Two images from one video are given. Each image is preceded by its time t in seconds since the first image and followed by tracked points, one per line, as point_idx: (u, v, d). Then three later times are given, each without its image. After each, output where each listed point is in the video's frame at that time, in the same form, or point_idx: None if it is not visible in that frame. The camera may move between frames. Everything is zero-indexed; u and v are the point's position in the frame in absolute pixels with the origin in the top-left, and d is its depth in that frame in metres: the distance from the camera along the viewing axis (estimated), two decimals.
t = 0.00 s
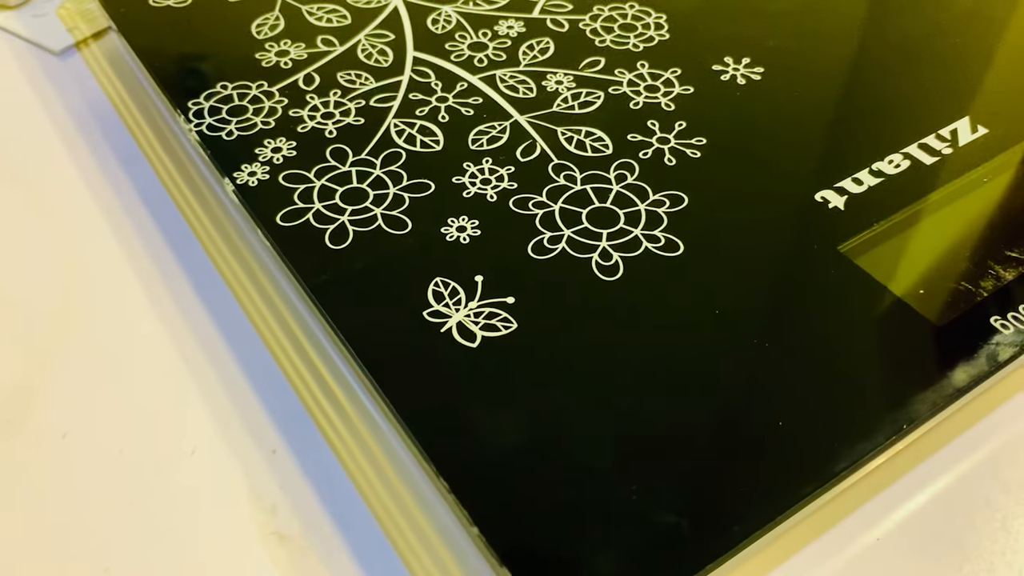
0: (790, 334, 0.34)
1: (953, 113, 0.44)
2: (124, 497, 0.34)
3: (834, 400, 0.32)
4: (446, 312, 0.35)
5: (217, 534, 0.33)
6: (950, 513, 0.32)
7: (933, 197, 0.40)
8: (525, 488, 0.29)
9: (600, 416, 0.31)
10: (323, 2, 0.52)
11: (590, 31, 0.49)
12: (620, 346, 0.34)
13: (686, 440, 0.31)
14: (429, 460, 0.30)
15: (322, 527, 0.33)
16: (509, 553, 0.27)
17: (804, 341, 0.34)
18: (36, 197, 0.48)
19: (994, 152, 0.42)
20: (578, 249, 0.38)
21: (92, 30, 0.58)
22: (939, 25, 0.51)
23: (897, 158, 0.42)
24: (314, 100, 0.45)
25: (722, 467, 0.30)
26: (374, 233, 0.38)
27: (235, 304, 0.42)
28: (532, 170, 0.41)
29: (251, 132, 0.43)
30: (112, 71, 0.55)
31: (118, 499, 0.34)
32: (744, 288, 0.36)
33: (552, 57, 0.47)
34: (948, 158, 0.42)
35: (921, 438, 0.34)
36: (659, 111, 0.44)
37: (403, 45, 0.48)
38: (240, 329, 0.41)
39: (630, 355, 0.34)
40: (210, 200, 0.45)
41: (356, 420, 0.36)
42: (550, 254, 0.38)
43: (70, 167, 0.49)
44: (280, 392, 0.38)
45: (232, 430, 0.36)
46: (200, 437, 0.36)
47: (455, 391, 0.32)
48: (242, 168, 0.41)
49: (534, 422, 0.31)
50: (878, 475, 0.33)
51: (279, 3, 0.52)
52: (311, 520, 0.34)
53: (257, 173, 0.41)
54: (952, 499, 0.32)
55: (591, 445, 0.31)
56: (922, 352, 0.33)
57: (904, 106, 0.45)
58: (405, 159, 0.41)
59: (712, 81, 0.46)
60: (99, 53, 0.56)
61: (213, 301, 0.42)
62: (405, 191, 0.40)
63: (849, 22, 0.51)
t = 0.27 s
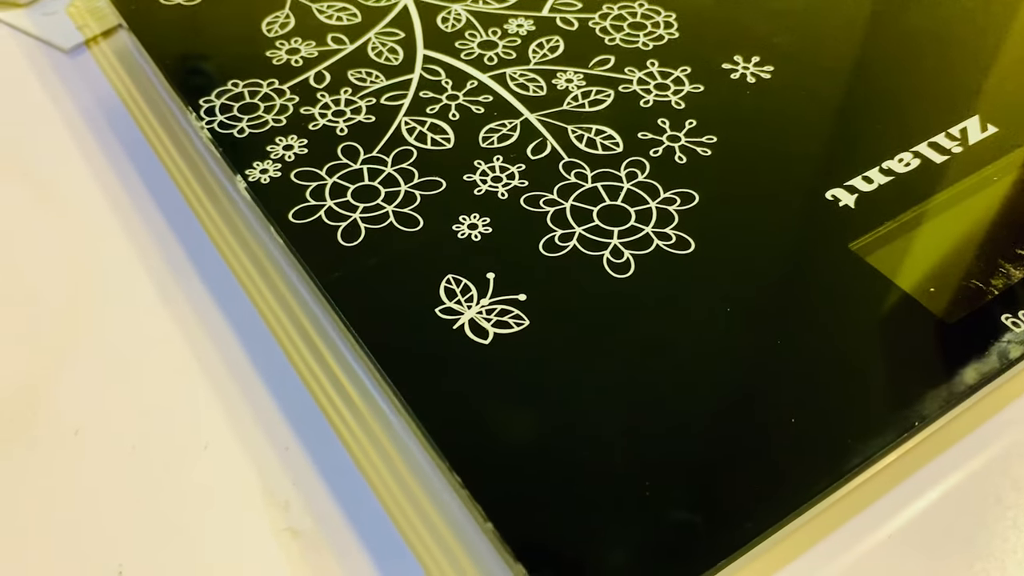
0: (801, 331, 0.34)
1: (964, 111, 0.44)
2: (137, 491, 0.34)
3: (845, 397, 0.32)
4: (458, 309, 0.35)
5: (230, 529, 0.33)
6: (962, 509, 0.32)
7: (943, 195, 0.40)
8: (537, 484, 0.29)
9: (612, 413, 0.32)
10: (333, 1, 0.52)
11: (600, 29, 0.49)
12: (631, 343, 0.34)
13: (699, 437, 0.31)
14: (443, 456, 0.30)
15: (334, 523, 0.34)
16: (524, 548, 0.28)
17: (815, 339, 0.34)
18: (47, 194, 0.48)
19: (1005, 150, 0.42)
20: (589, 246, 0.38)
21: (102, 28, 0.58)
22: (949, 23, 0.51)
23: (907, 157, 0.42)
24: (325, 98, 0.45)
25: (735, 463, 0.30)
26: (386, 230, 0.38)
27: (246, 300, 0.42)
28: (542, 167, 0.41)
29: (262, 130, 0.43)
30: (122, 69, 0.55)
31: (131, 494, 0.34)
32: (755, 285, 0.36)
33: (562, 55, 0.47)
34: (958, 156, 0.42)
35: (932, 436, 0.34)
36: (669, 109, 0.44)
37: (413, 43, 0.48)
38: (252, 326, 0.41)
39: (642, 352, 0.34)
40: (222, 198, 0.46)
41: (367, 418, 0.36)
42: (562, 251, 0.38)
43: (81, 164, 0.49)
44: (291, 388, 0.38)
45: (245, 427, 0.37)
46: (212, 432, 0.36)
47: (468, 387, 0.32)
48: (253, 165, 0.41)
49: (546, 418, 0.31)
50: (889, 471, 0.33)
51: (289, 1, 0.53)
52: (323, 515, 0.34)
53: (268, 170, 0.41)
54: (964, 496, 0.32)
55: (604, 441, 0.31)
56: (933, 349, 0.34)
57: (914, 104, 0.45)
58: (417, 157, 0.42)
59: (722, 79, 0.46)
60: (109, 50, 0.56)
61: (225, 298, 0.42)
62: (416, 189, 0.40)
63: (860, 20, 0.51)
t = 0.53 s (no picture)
0: (812, 329, 0.34)
1: (974, 109, 0.44)
2: (149, 487, 0.34)
3: (857, 394, 0.32)
4: (470, 306, 0.35)
5: (242, 524, 0.33)
6: (973, 506, 0.32)
7: (954, 193, 0.40)
8: (550, 480, 0.29)
9: (624, 409, 0.32)
10: None
11: (609, 28, 0.49)
12: (642, 340, 0.34)
13: (711, 433, 0.31)
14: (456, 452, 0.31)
15: (346, 518, 0.34)
16: (539, 544, 0.28)
17: (826, 336, 0.34)
18: (57, 192, 0.48)
19: (1015, 148, 0.42)
20: (600, 244, 0.38)
21: (112, 26, 0.58)
22: (959, 21, 0.51)
23: (917, 155, 0.42)
24: (335, 96, 0.45)
25: (747, 460, 0.30)
26: (397, 227, 0.38)
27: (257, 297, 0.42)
28: (553, 165, 0.41)
29: (273, 128, 0.43)
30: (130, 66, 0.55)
31: (143, 489, 0.34)
32: (766, 282, 0.36)
33: (571, 54, 0.48)
34: (967, 155, 0.42)
35: (943, 433, 0.34)
36: (678, 107, 0.44)
37: (423, 41, 0.48)
38: (263, 323, 0.41)
39: (653, 349, 0.34)
40: (230, 194, 0.45)
41: (378, 414, 0.36)
42: (573, 249, 0.38)
43: (91, 162, 0.50)
44: (303, 384, 0.38)
45: (257, 423, 0.37)
46: (224, 429, 0.36)
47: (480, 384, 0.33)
48: (265, 162, 0.41)
49: (559, 414, 0.32)
50: (902, 468, 0.33)
51: None
52: (335, 511, 0.34)
53: (280, 167, 0.41)
54: (975, 493, 0.32)
55: (616, 438, 0.31)
56: (944, 346, 0.34)
57: (924, 101, 0.45)
58: (427, 155, 0.42)
59: (731, 78, 0.46)
60: (119, 49, 0.57)
61: (237, 294, 0.42)
62: (427, 186, 0.40)
63: (870, 17, 0.51)
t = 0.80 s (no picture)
0: (823, 326, 0.35)
1: (985, 107, 0.44)
2: (163, 483, 0.34)
3: (869, 392, 0.32)
4: (482, 303, 0.36)
5: (255, 520, 0.33)
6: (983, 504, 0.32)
7: (964, 190, 0.40)
8: (564, 475, 0.30)
9: (637, 406, 0.32)
10: None
11: (619, 26, 0.50)
12: (654, 338, 0.34)
13: (724, 430, 0.31)
14: (471, 448, 0.31)
15: (359, 514, 0.34)
16: (553, 539, 0.28)
17: (838, 334, 0.34)
18: (69, 190, 0.48)
19: None
20: (612, 242, 0.38)
21: (121, 24, 0.57)
22: (968, 20, 0.51)
23: (927, 154, 0.42)
24: (346, 94, 0.45)
25: (760, 456, 0.30)
26: (409, 224, 0.39)
27: (269, 294, 0.42)
28: (564, 163, 0.41)
29: (285, 125, 0.43)
30: (139, 61, 0.55)
31: (156, 484, 0.34)
32: (777, 279, 0.36)
33: (581, 52, 0.48)
34: (978, 154, 0.42)
35: (953, 431, 0.34)
36: (689, 105, 0.45)
37: (433, 40, 0.49)
38: (275, 320, 0.41)
39: (666, 346, 0.34)
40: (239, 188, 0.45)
41: (387, 406, 0.36)
42: (584, 246, 0.38)
43: (102, 160, 0.50)
44: (315, 381, 0.38)
45: (270, 419, 0.37)
46: (237, 426, 0.37)
47: (493, 380, 0.33)
48: (277, 159, 0.41)
49: (572, 411, 0.32)
50: (914, 464, 0.33)
51: None
52: (348, 507, 0.34)
53: (292, 165, 0.41)
54: (985, 491, 0.32)
55: (629, 434, 0.31)
56: (956, 344, 0.34)
57: (934, 99, 0.45)
58: (438, 153, 0.42)
59: (741, 76, 0.46)
60: (129, 48, 0.56)
61: (249, 292, 0.42)
62: (438, 184, 0.40)
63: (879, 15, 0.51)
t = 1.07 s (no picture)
0: (832, 324, 0.35)
1: (994, 106, 0.44)
2: (173, 480, 0.35)
3: (879, 390, 0.32)
4: (492, 301, 0.36)
5: (267, 517, 0.33)
6: (992, 502, 0.32)
7: (972, 190, 0.40)
8: (575, 473, 0.30)
9: (647, 404, 0.32)
10: None
11: (626, 25, 0.50)
12: (664, 335, 0.34)
13: (735, 428, 0.31)
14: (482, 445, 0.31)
15: (369, 511, 0.34)
16: (565, 536, 0.28)
17: (848, 332, 0.34)
18: (78, 188, 0.48)
19: None
20: (621, 240, 0.38)
21: (130, 22, 0.58)
22: (976, 19, 0.51)
23: (935, 153, 0.42)
24: (355, 93, 0.46)
25: (770, 453, 0.30)
26: (419, 223, 0.39)
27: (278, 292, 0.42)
28: (573, 161, 0.42)
29: (295, 124, 0.44)
30: (147, 59, 0.55)
31: (167, 481, 0.35)
32: (787, 278, 0.36)
33: (589, 51, 0.48)
34: (986, 153, 0.42)
35: (963, 430, 0.34)
36: (697, 104, 0.45)
37: (441, 38, 0.49)
38: (285, 317, 0.41)
39: (675, 344, 0.34)
40: (248, 186, 0.45)
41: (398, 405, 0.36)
42: (593, 245, 0.38)
43: (111, 159, 0.50)
44: (325, 378, 0.39)
45: (280, 416, 0.37)
46: (247, 423, 0.37)
47: (503, 378, 0.33)
48: (287, 158, 0.42)
49: (582, 408, 0.32)
50: (922, 463, 0.33)
51: None
52: (359, 504, 0.34)
53: (301, 163, 0.41)
54: (994, 490, 0.33)
55: (640, 431, 0.31)
56: (965, 343, 0.34)
57: (942, 98, 0.45)
58: (447, 151, 0.42)
59: (749, 75, 0.46)
60: (136, 44, 0.57)
61: (258, 289, 0.42)
62: (448, 182, 0.41)
63: (887, 14, 0.51)
